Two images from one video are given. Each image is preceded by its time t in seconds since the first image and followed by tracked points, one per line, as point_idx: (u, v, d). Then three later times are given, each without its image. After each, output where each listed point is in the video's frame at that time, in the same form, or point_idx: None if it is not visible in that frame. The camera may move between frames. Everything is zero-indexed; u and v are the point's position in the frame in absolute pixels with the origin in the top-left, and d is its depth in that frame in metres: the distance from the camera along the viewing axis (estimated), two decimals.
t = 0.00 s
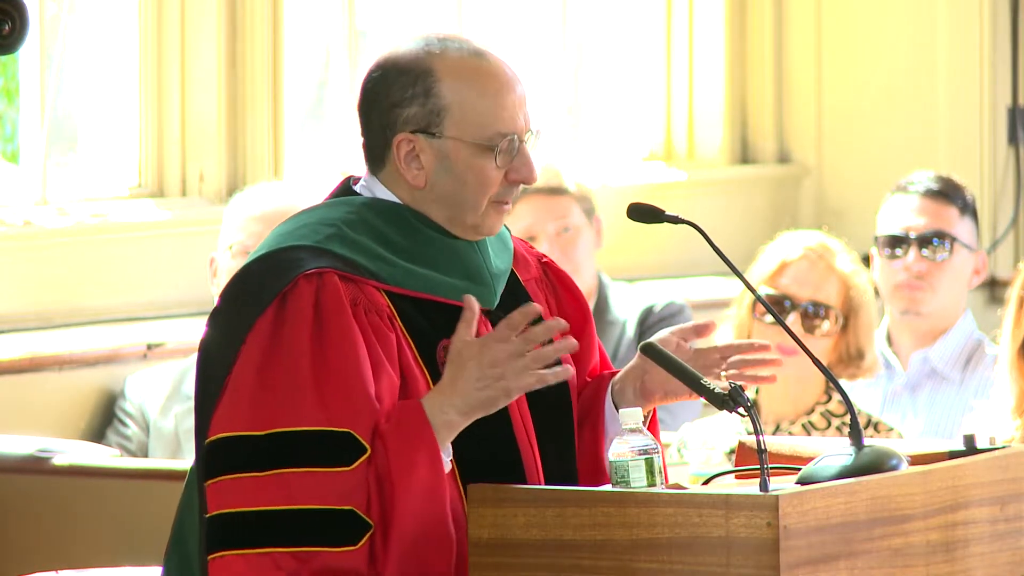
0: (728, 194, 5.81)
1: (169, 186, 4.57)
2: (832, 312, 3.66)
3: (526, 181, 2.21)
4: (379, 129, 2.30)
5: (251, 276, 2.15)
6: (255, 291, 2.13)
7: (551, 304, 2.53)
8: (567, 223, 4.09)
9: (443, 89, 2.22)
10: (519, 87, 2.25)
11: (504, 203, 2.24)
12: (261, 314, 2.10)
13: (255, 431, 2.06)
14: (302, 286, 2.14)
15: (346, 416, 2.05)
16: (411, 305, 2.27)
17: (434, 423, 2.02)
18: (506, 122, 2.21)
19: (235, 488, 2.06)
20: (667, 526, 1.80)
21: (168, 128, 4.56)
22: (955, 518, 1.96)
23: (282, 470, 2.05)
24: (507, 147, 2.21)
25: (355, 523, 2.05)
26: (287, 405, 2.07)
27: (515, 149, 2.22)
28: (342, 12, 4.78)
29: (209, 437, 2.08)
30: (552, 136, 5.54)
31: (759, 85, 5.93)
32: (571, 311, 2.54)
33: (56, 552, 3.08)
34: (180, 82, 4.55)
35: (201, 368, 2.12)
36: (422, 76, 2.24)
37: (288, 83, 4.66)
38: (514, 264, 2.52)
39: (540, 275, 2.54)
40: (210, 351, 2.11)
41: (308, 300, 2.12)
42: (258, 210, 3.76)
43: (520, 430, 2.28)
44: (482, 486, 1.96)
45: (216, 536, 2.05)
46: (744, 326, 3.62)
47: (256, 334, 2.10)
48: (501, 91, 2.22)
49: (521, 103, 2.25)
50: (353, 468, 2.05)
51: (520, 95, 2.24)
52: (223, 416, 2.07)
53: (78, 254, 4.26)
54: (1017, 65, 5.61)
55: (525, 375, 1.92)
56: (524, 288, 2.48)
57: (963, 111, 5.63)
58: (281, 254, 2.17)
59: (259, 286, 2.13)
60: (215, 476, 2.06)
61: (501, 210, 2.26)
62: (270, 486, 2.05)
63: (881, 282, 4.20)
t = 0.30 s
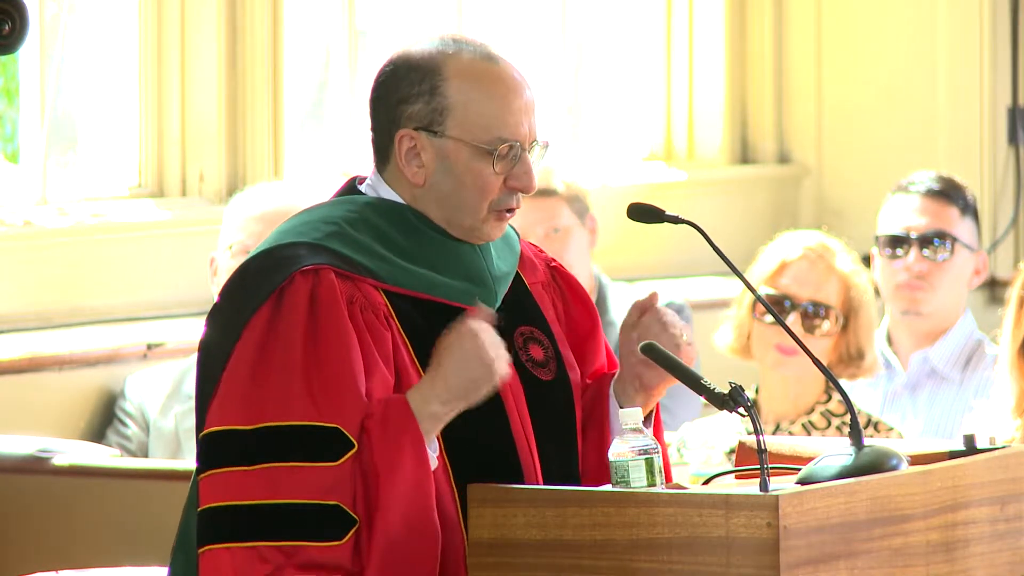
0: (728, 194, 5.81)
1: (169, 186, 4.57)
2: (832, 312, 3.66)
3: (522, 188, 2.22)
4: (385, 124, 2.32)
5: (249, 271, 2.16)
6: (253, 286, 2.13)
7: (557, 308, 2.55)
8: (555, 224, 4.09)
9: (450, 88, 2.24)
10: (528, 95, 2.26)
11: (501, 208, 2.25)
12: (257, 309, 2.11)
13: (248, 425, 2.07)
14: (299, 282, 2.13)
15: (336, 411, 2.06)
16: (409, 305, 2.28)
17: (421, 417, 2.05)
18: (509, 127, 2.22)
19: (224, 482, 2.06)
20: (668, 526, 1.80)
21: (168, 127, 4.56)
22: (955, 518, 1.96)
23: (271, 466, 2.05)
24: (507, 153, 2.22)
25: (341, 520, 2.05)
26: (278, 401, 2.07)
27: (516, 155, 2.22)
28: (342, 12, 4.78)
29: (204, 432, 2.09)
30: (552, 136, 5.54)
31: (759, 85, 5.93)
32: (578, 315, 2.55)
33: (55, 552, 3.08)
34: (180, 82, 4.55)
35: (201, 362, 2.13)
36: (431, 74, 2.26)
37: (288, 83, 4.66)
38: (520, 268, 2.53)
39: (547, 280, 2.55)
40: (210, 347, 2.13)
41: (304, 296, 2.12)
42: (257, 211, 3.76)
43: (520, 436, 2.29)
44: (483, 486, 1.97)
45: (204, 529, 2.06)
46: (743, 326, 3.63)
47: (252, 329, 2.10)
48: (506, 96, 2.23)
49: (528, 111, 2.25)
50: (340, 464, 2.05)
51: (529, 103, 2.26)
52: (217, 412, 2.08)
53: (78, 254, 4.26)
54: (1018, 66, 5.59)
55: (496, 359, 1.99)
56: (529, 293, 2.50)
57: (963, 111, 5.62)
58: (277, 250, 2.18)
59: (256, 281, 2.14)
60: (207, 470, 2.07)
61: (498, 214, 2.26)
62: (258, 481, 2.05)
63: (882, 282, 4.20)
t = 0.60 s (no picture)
0: (728, 194, 5.81)
1: (169, 186, 4.58)
2: (832, 312, 3.66)
3: (522, 182, 2.24)
4: (386, 120, 2.34)
5: (249, 268, 2.21)
6: (252, 282, 2.19)
7: (560, 312, 2.55)
8: (552, 224, 4.10)
9: (449, 83, 2.26)
10: (528, 91, 2.28)
11: (499, 203, 2.27)
12: (256, 304, 2.16)
13: (248, 422, 2.10)
14: (298, 280, 2.18)
15: (341, 414, 2.09)
16: (406, 303, 2.29)
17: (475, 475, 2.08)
18: (507, 123, 2.24)
19: (228, 481, 2.09)
20: (668, 526, 1.80)
21: (168, 127, 4.56)
22: (955, 518, 1.96)
23: (274, 465, 2.08)
24: (507, 147, 2.24)
25: (346, 523, 2.08)
26: (279, 399, 2.11)
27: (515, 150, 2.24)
28: (342, 12, 4.78)
29: (204, 428, 2.13)
30: (552, 136, 5.53)
31: (759, 85, 5.93)
32: (581, 319, 2.55)
33: (54, 552, 3.08)
34: (180, 82, 4.55)
35: (203, 358, 2.18)
36: (431, 70, 2.28)
37: (288, 83, 4.66)
38: (525, 271, 2.54)
39: (550, 283, 2.56)
40: (211, 347, 2.17)
41: (303, 292, 2.17)
42: (258, 210, 3.76)
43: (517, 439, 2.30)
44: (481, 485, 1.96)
45: (211, 528, 2.09)
46: (743, 326, 3.63)
47: (251, 323, 2.15)
48: (506, 90, 2.25)
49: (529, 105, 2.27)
50: (348, 466, 2.08)
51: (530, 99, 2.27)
52: (217, 407, 2.12)
53: (78, 254, 4.26)
54: (1017, 66, 5.61)
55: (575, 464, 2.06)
56: (532, 295, 2.50)
57: (963, 111, 5.62)
58: (277, 248, 2.22)
59: (255, 279, 2.19)
60: (208, 467, 2.11)
61: (496, 210, 2.29)
62: (261, 480, 2.09)
63: (882, 282, 4.20)
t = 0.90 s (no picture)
0: (728, 194, 5.81)
1: (169, 186, 4.58)
2: (832, 312, 3.66)
3: (520, 148, 2.24)
4: (382, 117, 2.36)
5: (254, 263, 2.22)
6: (258, 277, 2.20)
7: (565, 309, 2.55)
8: (552, 224, 4.10)
9: (436, 66, 2.29)
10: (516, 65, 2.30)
11: (501, 175, 2.27)
12: (261, 299, 2.17)
13: (251, 416, 2.12)
14: (303, 275, 2.19)
15: (342, 408, 2.10)
16: (409, 299, 2.30)
17: (450, 454, 2.09)
18: (496, 92, 2.25)
19: (225, 473, 2.11)
20: (667, 526, 1.81)
21: (168, 126, 4.56)
22: (955, 518, 1.96)
23: (273, 458, 2.10)
24: (502, 117, 2.24)
25: (342, 518, 2.09)
26: (284, 393, 2.12)
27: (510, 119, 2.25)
28: (342, 13, 4.78)
29: (208, 421, 2.14)
30: (551, 137, 5.53)
31: (760, 85, 5.93)
32: (586, 317, 2.55)
33: (54, 552, 3.08)
34: (180, 82, 4.55)
35: (207, 353, 2.19)
36: (418, 59, 2.31)
37: (288, 82, 4.66)
38: (531, 269, 2.54)
39: (556, 281, 2.55)
40: (217, 344, 2.18)
41: (308, 288, 2.18)
42: (258, 210, 3.75)
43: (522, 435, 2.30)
44: (482, 485, 1.96)
45: (206, 519, 2.11)
46: (743, 327, 3.63)
47: (256, 318, 2.16)
48: (495, 64, 2.27)
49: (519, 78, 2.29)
50: (348, 460, 2.09)
51: (520, 70, 2.28)
52: (220, 402, 2.13)
53: (77, 254, 4.26)
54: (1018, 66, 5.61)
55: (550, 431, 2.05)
56: (538, 293, 2.50)
57: (963, 111, 5.63)
58: (282, 244, 2.23)
59: (259, 276, 2.20)
60: (208, 460, 2.13)
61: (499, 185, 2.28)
62: (260, 474, 2.10)
63: (882, 282, 4.20)
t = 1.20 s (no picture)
0: (728, 194, 5.81)
1: (169, 186, 4.58)
2: (832, 312, 3.66)
3: (512, 149, 2.23)
4: (382, 113, 2.37)
5: (250, 262, 2.23)
6: (253, 274, 2.20)
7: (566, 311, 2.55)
8: (552, 225, 4.10)
9: (435, 64, 2.29)
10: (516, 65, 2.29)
11: (496, 177, 2.25)
12: (255, 295, 2.17)
13: (244, 409, 2.11)
14: (296, 271, 2.20)
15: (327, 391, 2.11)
16: (407, 297, 2.31)
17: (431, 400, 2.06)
18: (492, 91, 2.25)
19: (218, 467, 2.11)
20: (667, 526, 1.81)
21: (168, 126, 4.56)
22: (955, 518, 1.96)
23: (263, 446, 2.10)
24: (496, 117, 2.24)
25: (331, 497, 2.08)
26: (278, 387, 2.12)
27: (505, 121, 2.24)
28: (342, 13, 4.78)
29: (204, 415, 2.14)
30: (552, 139, 5.53)
31: (760, 85, 5.93)
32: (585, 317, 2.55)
33: (53, 551, 3.08)
34: (181, 82, 4.55)
35: (204, 352, 2.19)
36: (418, 57, 2.32)
37: (288, 82, 4.66)
38: (531, 271, 2.54)
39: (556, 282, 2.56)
40: (213, 341, 2.19)
41: (301, 285, 2.18)
42: (258, 211, 3.75)
43: (519, 435, 2.30)
44: (481, 486, 1.96)
45: (204, 514, 2.10)
46: (743, 327, 3.63)
47: (250, 314, 2.16)
48: (494, 64, 2.26)
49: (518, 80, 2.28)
50: (331, 441, 2.09)
51: (520, 71, 2.27)
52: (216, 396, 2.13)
53: (78, 254, 4.26)
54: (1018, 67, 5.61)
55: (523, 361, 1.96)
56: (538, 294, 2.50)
57: (963, 111, 5.63)
58: (277, 241, 2.24)
59: (254, 273, 2.20)
60: (204, 455, 2.12)
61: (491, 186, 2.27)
62: (252, 463, 2.10)
63: (882, 282, 4.20)
